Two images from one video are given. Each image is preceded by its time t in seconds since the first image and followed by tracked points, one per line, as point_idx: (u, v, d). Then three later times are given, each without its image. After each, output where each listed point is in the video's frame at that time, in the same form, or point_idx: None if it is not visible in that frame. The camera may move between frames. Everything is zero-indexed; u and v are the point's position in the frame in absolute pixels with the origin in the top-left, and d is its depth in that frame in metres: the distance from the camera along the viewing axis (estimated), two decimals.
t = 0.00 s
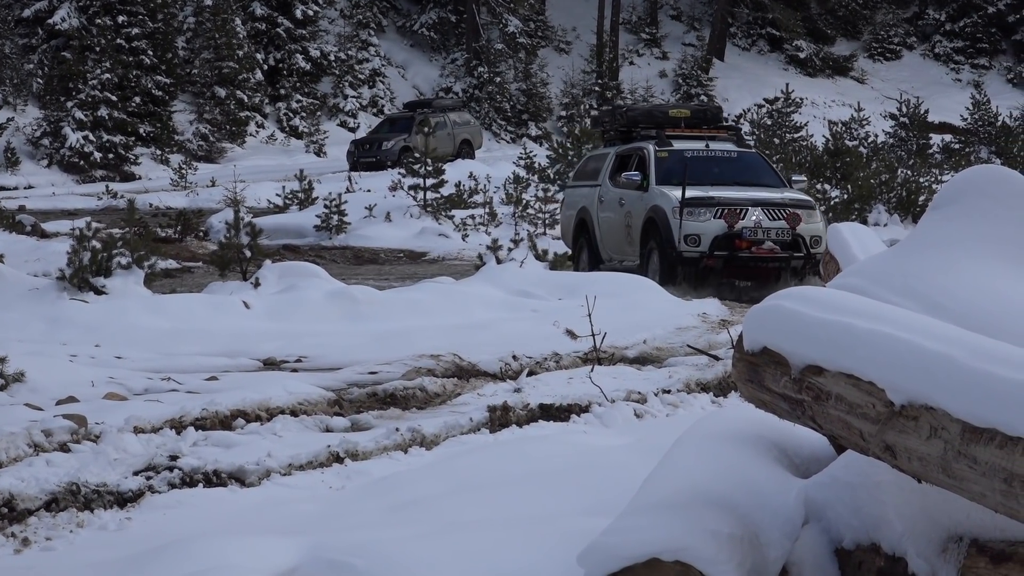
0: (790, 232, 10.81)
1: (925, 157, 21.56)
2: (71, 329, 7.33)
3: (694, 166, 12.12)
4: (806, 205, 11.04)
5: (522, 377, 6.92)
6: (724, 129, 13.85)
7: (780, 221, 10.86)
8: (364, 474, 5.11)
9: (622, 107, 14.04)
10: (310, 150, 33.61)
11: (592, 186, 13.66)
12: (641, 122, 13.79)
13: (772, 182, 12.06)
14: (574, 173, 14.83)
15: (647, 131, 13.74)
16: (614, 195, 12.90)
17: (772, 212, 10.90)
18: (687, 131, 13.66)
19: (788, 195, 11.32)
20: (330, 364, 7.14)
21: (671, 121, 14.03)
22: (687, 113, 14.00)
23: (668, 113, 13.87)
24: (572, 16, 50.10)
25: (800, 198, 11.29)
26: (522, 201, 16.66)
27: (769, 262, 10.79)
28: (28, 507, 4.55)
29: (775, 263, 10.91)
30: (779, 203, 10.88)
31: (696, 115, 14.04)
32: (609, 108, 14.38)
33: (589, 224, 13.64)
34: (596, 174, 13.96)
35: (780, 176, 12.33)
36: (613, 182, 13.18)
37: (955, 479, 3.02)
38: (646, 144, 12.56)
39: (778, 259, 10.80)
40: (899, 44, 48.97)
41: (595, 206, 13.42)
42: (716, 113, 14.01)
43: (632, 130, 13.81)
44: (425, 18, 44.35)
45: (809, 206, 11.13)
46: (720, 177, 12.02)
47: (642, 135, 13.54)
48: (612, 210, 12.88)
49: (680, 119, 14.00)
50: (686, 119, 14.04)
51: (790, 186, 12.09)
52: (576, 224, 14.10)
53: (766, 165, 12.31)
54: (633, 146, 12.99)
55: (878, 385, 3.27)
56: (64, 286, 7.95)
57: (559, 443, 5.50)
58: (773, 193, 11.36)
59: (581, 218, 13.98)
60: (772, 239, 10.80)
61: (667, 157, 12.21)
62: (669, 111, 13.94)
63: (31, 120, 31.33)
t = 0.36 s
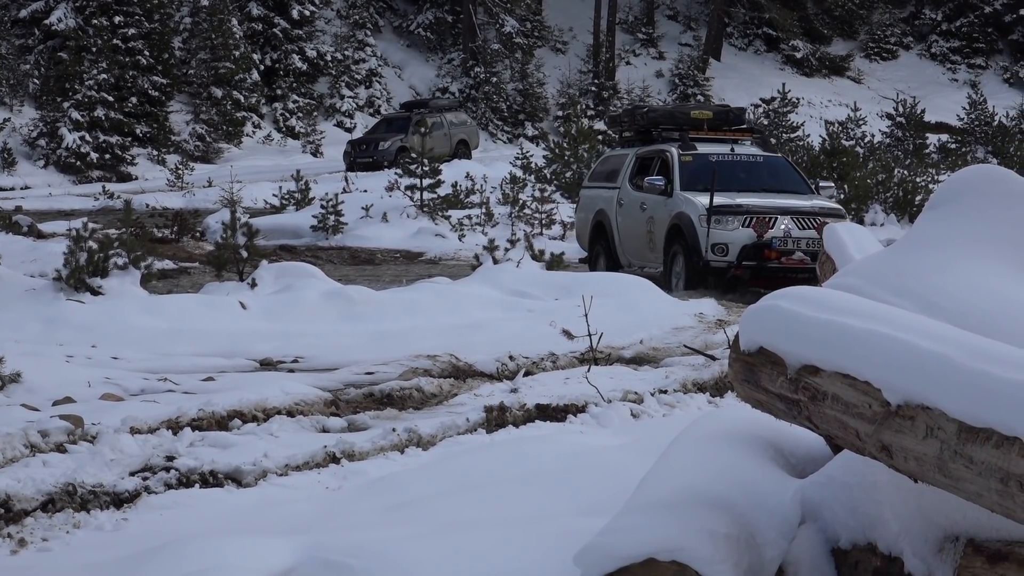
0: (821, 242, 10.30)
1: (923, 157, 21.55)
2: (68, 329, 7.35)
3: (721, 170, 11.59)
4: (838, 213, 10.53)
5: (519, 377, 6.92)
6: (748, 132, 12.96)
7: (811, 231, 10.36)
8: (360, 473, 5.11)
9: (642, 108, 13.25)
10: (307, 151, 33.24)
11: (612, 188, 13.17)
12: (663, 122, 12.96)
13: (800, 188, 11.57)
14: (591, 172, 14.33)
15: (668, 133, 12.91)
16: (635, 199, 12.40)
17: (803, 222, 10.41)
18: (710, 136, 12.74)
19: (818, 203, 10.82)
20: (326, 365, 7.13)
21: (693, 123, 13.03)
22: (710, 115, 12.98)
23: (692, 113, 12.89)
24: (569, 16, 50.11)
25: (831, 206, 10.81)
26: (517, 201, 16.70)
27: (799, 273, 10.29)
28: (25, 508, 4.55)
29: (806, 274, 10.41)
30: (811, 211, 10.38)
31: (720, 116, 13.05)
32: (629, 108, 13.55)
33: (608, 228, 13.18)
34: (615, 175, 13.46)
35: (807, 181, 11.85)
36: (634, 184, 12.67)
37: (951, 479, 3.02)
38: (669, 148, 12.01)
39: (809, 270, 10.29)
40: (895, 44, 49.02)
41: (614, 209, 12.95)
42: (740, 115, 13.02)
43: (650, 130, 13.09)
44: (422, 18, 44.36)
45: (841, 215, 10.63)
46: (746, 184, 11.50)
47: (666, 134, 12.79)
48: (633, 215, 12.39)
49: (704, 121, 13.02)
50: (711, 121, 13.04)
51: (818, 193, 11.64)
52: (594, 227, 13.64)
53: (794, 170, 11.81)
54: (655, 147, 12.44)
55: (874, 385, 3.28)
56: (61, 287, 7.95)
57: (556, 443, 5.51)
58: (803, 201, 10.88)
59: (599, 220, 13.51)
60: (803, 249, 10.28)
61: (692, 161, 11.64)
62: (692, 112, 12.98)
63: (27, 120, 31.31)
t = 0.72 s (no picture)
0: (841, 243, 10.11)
1: (921, 157, 21.61)
2: (67, 329, 7.35)
3: (731, 170, 11.41)
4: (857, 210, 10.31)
5: (518, 377, 6.92)
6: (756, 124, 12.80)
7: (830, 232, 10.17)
8: (359, 473, 5.11)
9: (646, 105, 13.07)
10: (305, 150, 33.24)
11: (620, 190, 13.00)
12: (666, 119, 12.90)
13: (814, 183, 11.36)
14: (598, 171, 14.15)
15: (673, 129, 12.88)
16: (646, 203, 12.22)
17: (820, 222, 10.21)
18: (719, 133, 12.62)
19: (836, 198, 10.59)
20: (326, 365, 7.13)
21: (698, 117, 13.06)
22: (715, 108, 12.88)
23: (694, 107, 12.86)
24: (567, 15, 50.08)
25: (849, 200, 10.58)
26: (515, 201, 16.70)
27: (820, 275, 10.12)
28: (24, 508, 4.56)
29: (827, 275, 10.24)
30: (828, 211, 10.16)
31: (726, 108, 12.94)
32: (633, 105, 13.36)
33: (620, 232, 13.04)
34: (621, 175, 13.28)
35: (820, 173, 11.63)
36: (644, 186, 12.49)
37: (951, 479, 3.02)
38: (677, 149, 11.80)
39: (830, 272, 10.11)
40: (894, 44, 49.01)
41: (625, 212, 12.79)
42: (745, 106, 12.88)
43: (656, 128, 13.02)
44: (421, 18, 44.34)
45: (859, 210, 10.41)
46: (760, 183, 11.30)
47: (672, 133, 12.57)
48: (645, 219, 12.23)
49: (709, 114, 12.93)
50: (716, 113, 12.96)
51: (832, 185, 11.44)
52: (606, 230, 13.49)
53: (807, 163, 11.57)
54: (662, 148, 12.23)
55: (873, 385, 3.27)
56: (60, 286, 7.94)
57: (555, 443, 5.51)
58: (820, 198, 10.65)
59: (609, 222, 13.37)
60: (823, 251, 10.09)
61: (701, 163, 11.46)
62: (695, 106, 12.92)
63: (26, 120, 31.29)
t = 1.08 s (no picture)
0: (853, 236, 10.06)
1: (921, 156, 21.61)
2: (66, 327, 7.36)
3: (744, 166, 11.38)
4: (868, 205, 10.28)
5: (517, 376, 6.93)
6: (773, 120, 12.70)
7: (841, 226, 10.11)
8: (359, 473, 5.11)
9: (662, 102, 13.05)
10: (304, 148, 33.33)
11: (636, 189, 13.05)
12: (684, 116, 12.88)
13: (829, 178, 11.29)
14: (615, 172, 14.21)
15: (689, 127, 12.85)
16: (660, 200, 12.23)
17: (833, 215, 10.16)
18: (732, 128, 12.49)
19: (848, 193, 10.56)
20: (325, 365, 7.12)
21: (715, 114, 12.91)
22: (732, 105, 12.81)
23: (711, 103, 12.78)
24: (567, 15, 50.11)
25: (862, 195, 10.54)
26: (514, 200, 16.72)
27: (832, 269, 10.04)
28: (24, 507, 4.55)
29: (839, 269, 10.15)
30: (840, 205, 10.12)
31: (744, 104, 12.90)
32: (649, 103, 13.36)
33: (636, 230, 13.05)
34: (638, 175, 13.33)
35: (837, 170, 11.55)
36: (659, 184, 12.52)
37: (950, 479, 3.02)
38: (690, 144, 11.81)
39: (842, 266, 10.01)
40: (894, 44, 49.00)
41: (640, 210, 12.81)
42: (763, 103, 12.89)
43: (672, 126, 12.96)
44: (421, 18, 44.35)
45: (871, 205, 10.37)
46: (773, 177, 11.25)
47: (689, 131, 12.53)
48: (658, 217, 12.24)
49: (725, 110, 12.85)
50: (734, 110, 12.88)
51: (848, 181, 11.35)
52: (622, 229, 13.52)
53: (822, 160, 11.51)
54: (676, 144, 12.27)
55: (873, 384, 3.27)
56: (59, 285, 7.94)
57: (555, 443, 5.50)
58: (832, 192, 10.61)
59: (626, 222, 13.40)
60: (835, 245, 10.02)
61: (714, 158, 11.45)
62: (713, 102, 12.84)
63: (26, 119, 31.29)
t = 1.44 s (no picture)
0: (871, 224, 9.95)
1: (920, 156, 21.59)
2: (66, 325, 7.35)
3: (763, 155, 11.32)
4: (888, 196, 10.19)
5: (517, 376, 6.92)
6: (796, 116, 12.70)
7: (859, 214, 10.02)
8: (359, 472, 5.11)
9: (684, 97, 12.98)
10: (303, 147, 33.34)
11: (654, 183, 13.07)
12: (705, 114, 12.70)
13: (850, 172, 11.23)
14: (634, 171, 14.26)
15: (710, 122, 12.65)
16: (677, 192, 12.24)
17: (850, 204, 10.08)
18: (754, 124, 12.39)
19: (868, 185, 10.49)
20: (324, 364, 7.11)
21: (737, 110, 12.83)
22: (755, 101, 12.79)
23: (734, 99, 12.71)
24: (567, 15, 50.14)
25: (881, 187, 10.46)
26: (514, 199, 16.73)
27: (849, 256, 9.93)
28: (23, 506, 4.55)
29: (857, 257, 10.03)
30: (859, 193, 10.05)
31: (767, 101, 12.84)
32: (672, 99, 13.39)
33: (651, 225, 13.04)
34: (656, 171, 13.37)
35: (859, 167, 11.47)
36: (677, 177, 12.54)
37: (950, 478, 3.01)
38: (710, 134, 11.82)
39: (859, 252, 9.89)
40: (893, 43, 48.97)
41: (657, 204, 12.81)
42: (786, 100, 12.79)
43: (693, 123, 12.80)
44: (421, 16, 44.38)
45: (891, 196, 10.28)
46: (792, 167, 11.20)
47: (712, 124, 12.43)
48: (675, 209, 12.23)
49: (748, 107, 12.81)
50: (756, 106, 12.84)
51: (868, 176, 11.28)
52: (638, 225, 13.53)
53: (843, 154, 11.44)
54: (696, 136, 12.30)
55: (873, 384, 3.27)
56: (59, 284, 7.95)
57: (554, 442, 5.50)
58: (852, 184, 10.54)
59: (642, 218, 13.40)
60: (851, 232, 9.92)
61: (734, 147, 11.41)
62: (735, 99, 12.76)
63: (25, 118, 31.30)
